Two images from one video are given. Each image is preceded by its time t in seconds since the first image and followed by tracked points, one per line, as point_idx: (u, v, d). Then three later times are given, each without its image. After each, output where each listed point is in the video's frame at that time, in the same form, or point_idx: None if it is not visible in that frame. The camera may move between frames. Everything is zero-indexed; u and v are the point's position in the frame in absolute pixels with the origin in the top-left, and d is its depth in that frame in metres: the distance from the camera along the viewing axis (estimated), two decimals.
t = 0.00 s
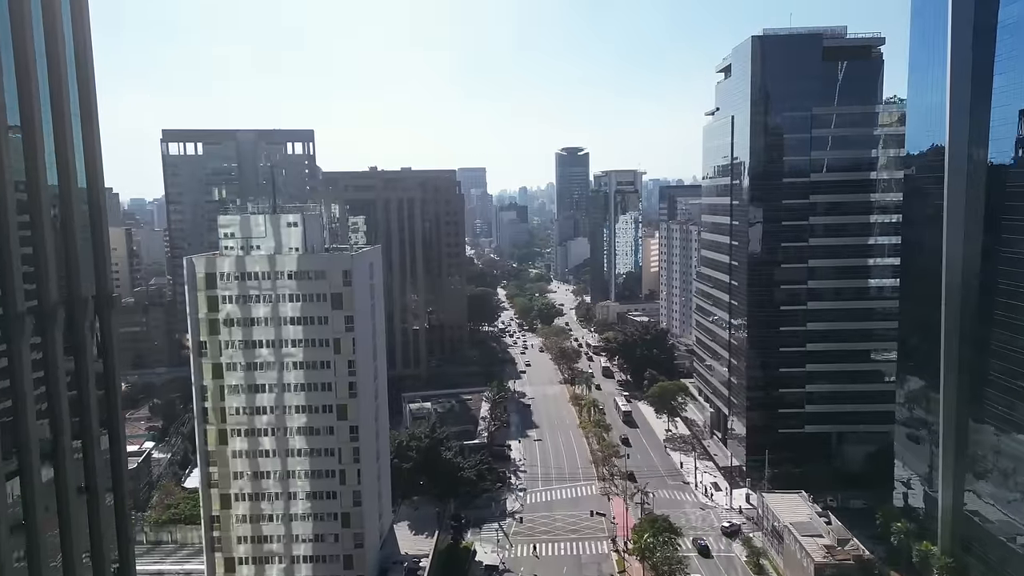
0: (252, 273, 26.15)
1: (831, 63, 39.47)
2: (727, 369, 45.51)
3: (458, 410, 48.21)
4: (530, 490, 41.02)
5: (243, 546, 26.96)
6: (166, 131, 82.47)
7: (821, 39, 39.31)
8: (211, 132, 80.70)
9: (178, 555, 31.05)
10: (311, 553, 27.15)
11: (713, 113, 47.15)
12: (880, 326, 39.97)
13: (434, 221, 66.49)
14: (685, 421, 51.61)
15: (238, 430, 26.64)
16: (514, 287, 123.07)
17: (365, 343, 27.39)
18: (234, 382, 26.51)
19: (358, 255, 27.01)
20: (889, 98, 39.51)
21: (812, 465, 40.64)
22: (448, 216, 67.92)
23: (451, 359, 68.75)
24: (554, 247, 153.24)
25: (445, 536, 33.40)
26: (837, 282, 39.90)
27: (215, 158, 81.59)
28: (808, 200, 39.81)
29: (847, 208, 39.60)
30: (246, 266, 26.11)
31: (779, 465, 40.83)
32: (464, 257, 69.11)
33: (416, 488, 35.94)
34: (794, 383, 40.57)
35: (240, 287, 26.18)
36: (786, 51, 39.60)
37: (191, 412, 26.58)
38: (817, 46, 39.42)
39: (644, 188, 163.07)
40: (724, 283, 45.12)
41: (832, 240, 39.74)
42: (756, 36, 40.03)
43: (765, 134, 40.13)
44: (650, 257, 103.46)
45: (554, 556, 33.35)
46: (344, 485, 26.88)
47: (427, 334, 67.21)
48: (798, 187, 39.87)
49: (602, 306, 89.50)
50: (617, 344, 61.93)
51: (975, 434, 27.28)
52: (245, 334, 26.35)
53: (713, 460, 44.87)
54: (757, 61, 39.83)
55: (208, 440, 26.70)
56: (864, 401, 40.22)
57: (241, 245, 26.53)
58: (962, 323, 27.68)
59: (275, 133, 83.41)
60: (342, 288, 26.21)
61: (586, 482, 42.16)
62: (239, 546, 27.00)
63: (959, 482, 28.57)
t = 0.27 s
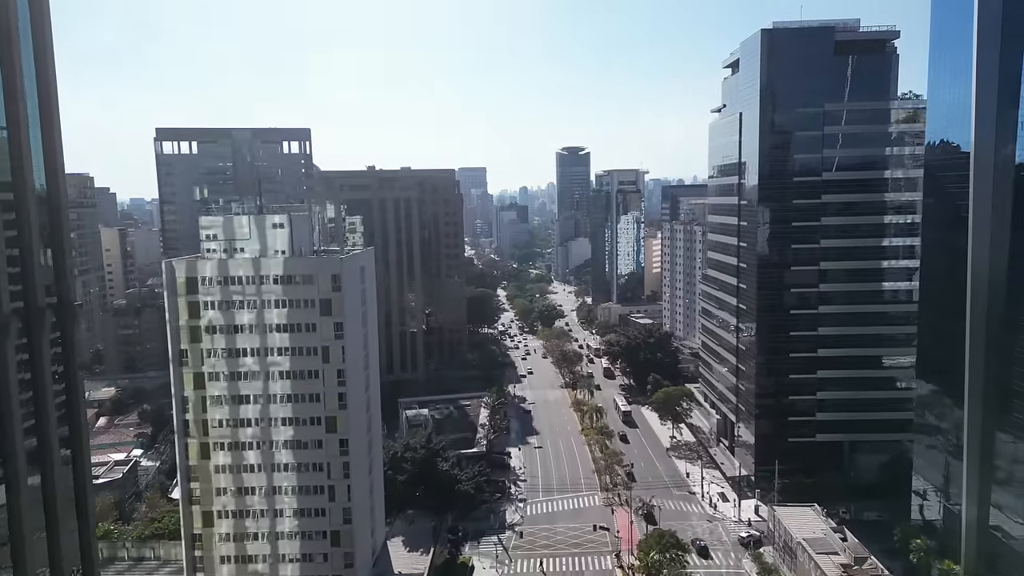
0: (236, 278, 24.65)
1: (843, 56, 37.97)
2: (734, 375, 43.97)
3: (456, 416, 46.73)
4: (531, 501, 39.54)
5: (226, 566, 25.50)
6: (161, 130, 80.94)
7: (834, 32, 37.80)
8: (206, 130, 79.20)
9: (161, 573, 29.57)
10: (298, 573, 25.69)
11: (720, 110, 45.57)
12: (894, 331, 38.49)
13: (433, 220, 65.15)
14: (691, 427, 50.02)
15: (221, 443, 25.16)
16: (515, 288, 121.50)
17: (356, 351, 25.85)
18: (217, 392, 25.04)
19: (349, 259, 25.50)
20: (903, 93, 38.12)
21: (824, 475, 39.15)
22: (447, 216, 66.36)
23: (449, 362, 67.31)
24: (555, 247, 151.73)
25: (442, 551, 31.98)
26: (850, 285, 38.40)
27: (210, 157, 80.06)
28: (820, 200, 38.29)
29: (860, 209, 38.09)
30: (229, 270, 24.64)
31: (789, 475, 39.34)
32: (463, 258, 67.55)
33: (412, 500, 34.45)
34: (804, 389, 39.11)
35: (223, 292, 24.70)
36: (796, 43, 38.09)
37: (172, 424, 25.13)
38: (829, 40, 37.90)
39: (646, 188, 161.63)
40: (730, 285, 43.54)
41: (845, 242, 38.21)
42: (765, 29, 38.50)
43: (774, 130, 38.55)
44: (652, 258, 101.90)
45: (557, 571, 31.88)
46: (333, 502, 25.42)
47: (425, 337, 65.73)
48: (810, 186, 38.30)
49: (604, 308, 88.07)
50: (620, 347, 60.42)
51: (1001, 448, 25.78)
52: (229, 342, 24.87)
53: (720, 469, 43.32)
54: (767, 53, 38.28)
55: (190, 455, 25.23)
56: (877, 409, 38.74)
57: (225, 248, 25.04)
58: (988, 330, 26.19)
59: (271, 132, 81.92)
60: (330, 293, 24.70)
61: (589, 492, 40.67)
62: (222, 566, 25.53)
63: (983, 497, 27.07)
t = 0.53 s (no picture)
0: (217, 283, 23.14)
1: (856, 50, 36.44)
2: (742, 381, 42.45)
3: (454, 424, 45.21)
4: (531, 513, 38.04)
5: None
6: (154, 128, 79.38)
7: (847, 25, 36.23)
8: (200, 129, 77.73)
9: None
10: None
11: (727, 107, 44.01)
12: (909, 337, 36.94)
13: (431, 220, 63.63)
14: (697, 435, 48.43)
15: (201, 459, 23.67)
16: (515, 289, 119.99)
17: (345, 360, 24.35)
18: (197, 405, 23.53)
19: (337, 262, 23.97)
20: (920, 88, 36.54)
21: (836, 486, 37.63)
22: (446, 216, 64.84)
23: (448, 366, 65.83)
24: (556, 248, 150.24)
25: (438, 568, 30.47)
26: (863, 289, 36.87)
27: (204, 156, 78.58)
28: (832, 200, 36.72)
29: (873, 209, 36.56)
30: (209, 274, 23.13)
31: (800, 485, 37.81)
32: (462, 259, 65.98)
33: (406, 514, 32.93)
34: (815, 397, 37.57)
35: (203, 298, 23.20)
36: (808, 35, 36.57)
37: (150, 438, 23.63)
38: (842, 33, 36.34)
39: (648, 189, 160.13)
40: (737, 289, 41.98)
41: (858, 243, 36.68)
42: (775, 22, 36.95)
43: (783, 126, 37.05)
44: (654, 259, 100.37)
45: None
46: (321, 520, 23.90)
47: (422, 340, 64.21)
48: (822, 186, 36.75)
49: (606, 310, 86.55)
50: (622, 351, 58.90)
51: None
52: (210, 351, 23.36)
53: (728, 479, 41.74)
54: (777, 46, 36.78)
55: (168, 471, 23.74)
56: (891, 417, 37.23)
57: (206, 252, 23.51)
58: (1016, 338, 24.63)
59: (267, 131, 80.43)
60: (317, 299, 23.19)
61: (591, 503, 39.15)
62: None
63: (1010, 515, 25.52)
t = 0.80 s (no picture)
0: (196, 288, 21.63)
1: (872, 45, 34.89)
2: (750, 389, 40.92)
3: (452, 431, 43.76)
4: (532, 525, 36.53)
5: None
6: (147, 127, 77.85)
7: (861, 18, 34.69)
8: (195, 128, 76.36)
9: None
10: None
11: (735, 103, 42.48)
12: (925, 342, 35.40)
13: (429, 219, 62.68)
14: (703, 442, 46.88)
15: (180, 476, 22.17)
16: (515, 290, 118.55)
17: (333, 371, 22.83)
18: (175, 419, 22.03)
19: (325, 266, 22.46)
20: (937, 83, 34.99)
21: (849, 498, 36.19)
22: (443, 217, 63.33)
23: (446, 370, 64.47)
24: (557, 248, 148.78)
25: None
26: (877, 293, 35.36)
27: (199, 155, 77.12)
28: (845, 200, 35.16)
29: (888, 210, 35.03)
30: (188, 279, 21.63)
31: (812, 497, 36.30)
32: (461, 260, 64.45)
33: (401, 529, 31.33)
34: (827, 405, 36.09)
35: (181, 304, 21.70)
36: (819, 27, 35.07)
37: (124, 455, 22.15)
38: (856, 26, 34.80)
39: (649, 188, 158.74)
40: (745, 292, 40.44)
41: (873, 245, 35.14)
42: (785, 15, 35.40)
43: (793, 122, 35.50)
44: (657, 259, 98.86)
45: None
46: (307, 542, 22.40)
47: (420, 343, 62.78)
48: (834, 185, 35.19)
49: (607, 311, 85.08)
50: (625, 355, 57.39)
51: None
52: (188, 361, 21.85)
53: (736, 489, 40.19)
54: (787, 38, 35.28)
55: (145, 488, 22.24)
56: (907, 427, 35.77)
57: (185, 254, 21.97)
58: None
59: (262, 130, 78.93)
60: (303, 306, 21.68)
61: (594, 515, 37.66)
62: None
63: None
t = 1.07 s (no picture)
0: (172, 295, 20.11)
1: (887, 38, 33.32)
2: (759, 397, 39.44)
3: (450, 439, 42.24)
4: (533, 539, 35.02)
5: None
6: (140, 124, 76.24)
7: (877, 11, 33.12)
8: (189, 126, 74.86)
9: None
10: None
11: (743, 99, 40.91)
12: (943, 349, 33.85)
13: (426, 219, 61.16)
14: (709, 451, 45.36)
15: (155, 496, 20.68)
16: (516, 291, 116.94)
17: (320, 383, 21.28)
18: (149, 435, 20.50)
19: (311, 270, 20.91)
20: (957, 78, 33.45)
21: (863, 511, 34.71)
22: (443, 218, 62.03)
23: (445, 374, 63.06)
24: (558, 249, 147.16)
25: None
26: (893, 297, 33.84)
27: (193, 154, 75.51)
28: (860, 200, 33.61)
29: (905, 210, 33.51)
30: (162, 285, 20.09)
31: (824, 510, 34.81)
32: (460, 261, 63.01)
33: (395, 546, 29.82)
34: (840, 414, 34.58)
35: (156, 311, 20.18)
36: (832, 18, 33.49)
37: (95, 473, 20.66)
38: (872, 19, 33.21)
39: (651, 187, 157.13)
40: (754, 296, 38.89)
41: (888, 247, 33.61)
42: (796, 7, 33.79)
43: (806, 118, 33.94)
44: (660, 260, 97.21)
45: None
46: (292, 567, 20.90)
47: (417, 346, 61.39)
48: (848, 184, 33.65)
49: (609, 313, 83.59)
50: (628, 359, 55.88)
51: None
52: (164, 373, 20.33)
53: (745, 501, 38.67)
54: (799, 30, 33.70)
55: (117, 509, 20.75)
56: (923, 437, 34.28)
57: (160, 258, 20.47)
58: None
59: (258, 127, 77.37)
60: (287, 313, 20.14)
61: (597, 528, 36.14)
62: None
63: None
